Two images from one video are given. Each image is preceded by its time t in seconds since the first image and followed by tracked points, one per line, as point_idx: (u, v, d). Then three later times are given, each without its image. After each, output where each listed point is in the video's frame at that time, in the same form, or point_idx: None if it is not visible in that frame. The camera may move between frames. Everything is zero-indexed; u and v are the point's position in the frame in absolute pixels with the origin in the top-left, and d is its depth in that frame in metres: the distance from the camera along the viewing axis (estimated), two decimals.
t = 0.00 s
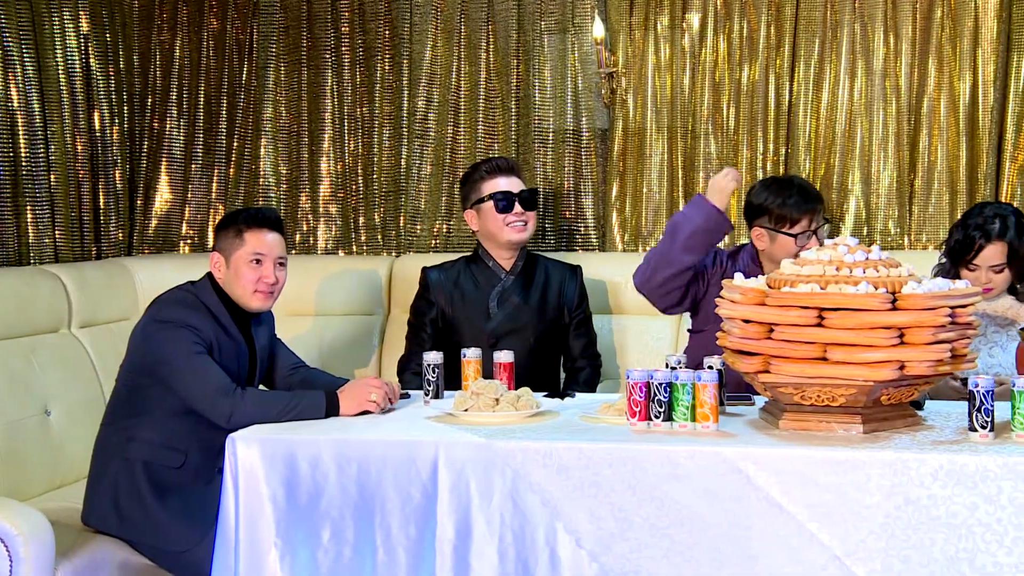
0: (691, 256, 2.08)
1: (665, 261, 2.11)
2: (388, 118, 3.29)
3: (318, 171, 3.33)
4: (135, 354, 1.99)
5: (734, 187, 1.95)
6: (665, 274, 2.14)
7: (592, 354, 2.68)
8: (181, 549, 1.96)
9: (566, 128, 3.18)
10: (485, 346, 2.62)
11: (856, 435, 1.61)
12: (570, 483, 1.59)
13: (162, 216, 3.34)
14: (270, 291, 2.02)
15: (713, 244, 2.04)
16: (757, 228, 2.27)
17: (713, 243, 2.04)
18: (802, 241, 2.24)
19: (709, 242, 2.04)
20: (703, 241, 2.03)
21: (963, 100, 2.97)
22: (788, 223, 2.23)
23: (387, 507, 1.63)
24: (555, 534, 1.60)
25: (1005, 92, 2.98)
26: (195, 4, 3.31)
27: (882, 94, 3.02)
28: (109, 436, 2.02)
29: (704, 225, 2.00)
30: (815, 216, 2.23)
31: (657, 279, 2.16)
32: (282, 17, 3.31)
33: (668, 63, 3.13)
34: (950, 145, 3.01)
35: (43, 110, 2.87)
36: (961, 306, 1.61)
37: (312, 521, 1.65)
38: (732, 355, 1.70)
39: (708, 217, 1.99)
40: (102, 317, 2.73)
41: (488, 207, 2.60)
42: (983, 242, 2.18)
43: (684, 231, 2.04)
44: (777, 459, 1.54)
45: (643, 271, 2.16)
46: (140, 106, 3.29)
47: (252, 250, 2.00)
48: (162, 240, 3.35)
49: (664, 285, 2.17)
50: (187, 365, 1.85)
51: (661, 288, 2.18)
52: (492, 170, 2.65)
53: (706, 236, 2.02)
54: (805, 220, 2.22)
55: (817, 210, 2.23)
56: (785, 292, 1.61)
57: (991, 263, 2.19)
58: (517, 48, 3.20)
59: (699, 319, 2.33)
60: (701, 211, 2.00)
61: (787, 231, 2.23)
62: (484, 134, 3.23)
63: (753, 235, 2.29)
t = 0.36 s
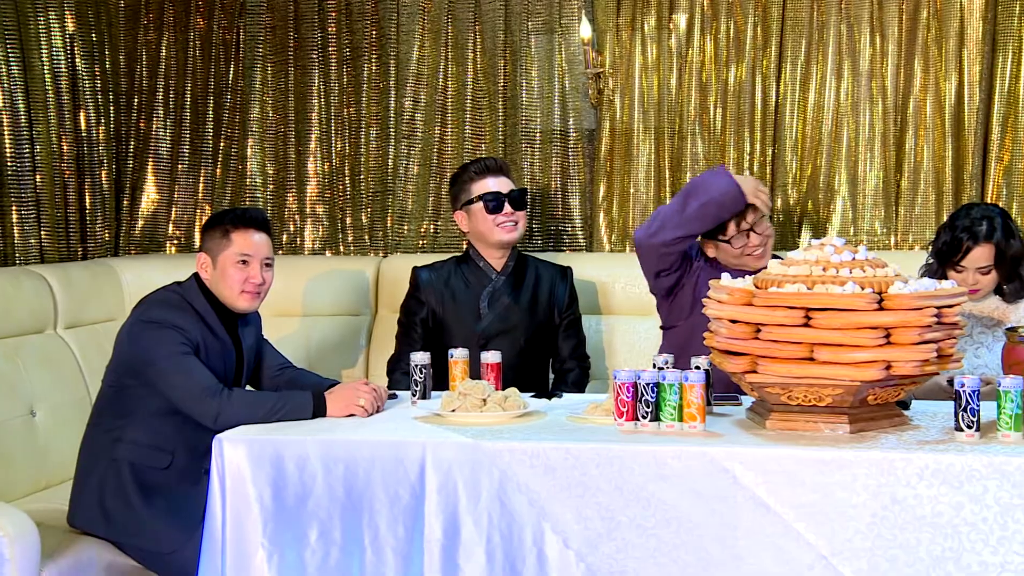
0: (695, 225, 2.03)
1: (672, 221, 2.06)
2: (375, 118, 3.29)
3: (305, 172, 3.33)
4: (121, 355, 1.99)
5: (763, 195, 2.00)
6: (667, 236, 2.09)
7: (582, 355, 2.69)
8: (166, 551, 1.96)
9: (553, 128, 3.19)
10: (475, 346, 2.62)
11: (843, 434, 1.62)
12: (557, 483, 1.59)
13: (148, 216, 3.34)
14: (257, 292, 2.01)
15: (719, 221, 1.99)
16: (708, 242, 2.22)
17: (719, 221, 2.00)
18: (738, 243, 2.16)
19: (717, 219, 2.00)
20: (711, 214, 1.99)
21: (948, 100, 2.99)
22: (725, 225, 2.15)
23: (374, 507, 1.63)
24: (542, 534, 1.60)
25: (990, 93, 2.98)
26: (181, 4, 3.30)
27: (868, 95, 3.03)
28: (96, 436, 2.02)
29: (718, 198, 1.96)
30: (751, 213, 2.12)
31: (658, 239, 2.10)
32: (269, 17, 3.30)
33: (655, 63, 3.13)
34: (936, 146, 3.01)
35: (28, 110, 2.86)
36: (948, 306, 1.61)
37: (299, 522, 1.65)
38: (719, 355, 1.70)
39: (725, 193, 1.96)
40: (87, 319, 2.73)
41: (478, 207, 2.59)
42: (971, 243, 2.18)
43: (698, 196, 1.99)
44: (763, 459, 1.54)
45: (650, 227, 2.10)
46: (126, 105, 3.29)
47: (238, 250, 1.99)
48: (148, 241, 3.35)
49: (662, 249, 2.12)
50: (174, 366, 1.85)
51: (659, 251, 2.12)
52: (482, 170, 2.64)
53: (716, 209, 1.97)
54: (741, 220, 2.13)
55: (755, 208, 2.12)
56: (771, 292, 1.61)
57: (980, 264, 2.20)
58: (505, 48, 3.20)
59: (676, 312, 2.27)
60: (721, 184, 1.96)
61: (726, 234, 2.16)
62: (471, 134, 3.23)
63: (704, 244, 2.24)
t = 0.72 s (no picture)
0: (636, 249, 2.09)
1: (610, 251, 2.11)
2: (362, 119, 3.29)
3: (291, 172, 3.33)
4: (107, 356, 1.98)
5: (691, 191, 2.06)
6: (610, 265, 2.14)
7: (568, 356, 2.69)
8: (151, 552, 1.94)
9: (540, 129, 3.19)
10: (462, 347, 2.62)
11: (829, 434, 1.62)
12: (544, 483, 1.59)
13: (134, 217, 3.33)
14: (243, 293, 2.01)
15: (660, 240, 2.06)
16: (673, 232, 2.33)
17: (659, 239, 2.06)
18: (705, 233, 2.24)
19: (656, 237, 2.06)
20: (649, 235, 2.05)
21: (933, 101, 3.00)
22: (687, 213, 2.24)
23: (361, 508, 1.63)
24: (528, 535, 1.60)
25: (974, 94, 3.00)
26: (167, 4, 3.30)
27: (854, 96, 3.03)
28: (81, 437, 2.01)
29: (651, 219, 2.02)
30: (711, 201, 2.23)
31: (603, 270, 2.16)
32: (255, 17, 3.30)
33: (642, 64, 3.14)
34: (921, 147, 3.02)
35: (13, 110, 2.85)
36: (933, 307, 1.61)
37: (286, 523, 1.64)
38: (705, 356, 1.70)
39: (658, 212, 2.02)
40: (71, 319, 2.72)
41: (463, 210, 2.60)
42: (958, 243, 2.20)
43: (631, 222, 2.05)
44: (750, 459, 1.55)
45: (592, 261, 2.16)
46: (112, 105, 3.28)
47: (224, 251, 1.99)
48: (134, 241, 3.34)
49: (609, 278, 2.18)
50: (160, 367, 1.84)
51: (606, 280, 2.18)
52: (467, 172, 2.63)
53: (653, 230, 2.03)
54: (703, 207, 2.22)
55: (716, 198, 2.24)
56: (758, 293, 1.61)
57: (966, 265, 2.22)
58: (491, 49, 3.20)
59: (642, 317, 2.35)
60: (652, 205, 2.02)
61: (689, 222, 2.25)
62: (457, 135, 3.23)
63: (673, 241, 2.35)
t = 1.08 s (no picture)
0: (600, 265, 2.14)
1: (575, 273, 2.16)
2: (348, 119, 3.28)
3: (277, 172, 3.33)
4: (92, 357, 1.98)
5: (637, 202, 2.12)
6: (577, 287, 2.17)
7: (553, 355, 2.67)
8: (138, 553, 1.94)
9: (526, 130, 3.19)
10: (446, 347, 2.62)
11: (815, 435, 1.62)
12: (531, 484, 1.59)
13: (120, 217, 3.33)
14: (229, 294, 2.01)
15: (619, 253, 2.13)
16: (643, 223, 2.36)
17: (619, 254, 2.13)
18: (680, 217, 2.28)
19: (616, 251, 2.12)
20: (609, 250, 2.11)
21: (919, 103, 3.01)
22: (659, 202, 2.34)
23: (348, 509, 1.63)
24: (515, 535, 1.60)
25: (960, 96, 3.00)
26: (152, 4, 3.30)
27: (840, 97, 3.04)
28: (68, 439, 2.01)
29: (609, 236, 2.09)
30: (679, 192, 2.34)
31: (569, 294, 2.19)
32: (241, 17, 3.29)
33: (628, 65, 3.14)
34: (907, 148, 3.03)
35: None
36: (919, 306, 1.62)
37: (273, 524, 1.64)
38: (692, 356, 1.70)
39: (614, 229, 2.08)
40: (57, 321, 2.71)
41: (445, 210, 2.60)
42: (941, 244, 2.22)
43: (589, 242, 2.11)
44: (736, 460, 1.55)
45: (558, 285, 2.19)
46: (97, 105, 3.28)
47: (210, 252, 1.99)
48: (119, 242, 3.34)
49: (577, 298, 2.20)
50: (146, 368, 1.84)
51: (575, 302, 2.21)
52: (451, 172, 2.65)
53: (613, 245, 2.10)
54: (672, 197, 2.33)
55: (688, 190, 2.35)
56: (744, 293, 1.62)
57: (950, 265, 2.23)
58: (478, 50, 3.21)
59: (618, 328, 2.36)
60: (608, 223, 2.08)
61: (661, 209, 2.33)
62: (444, 136, 3.23)
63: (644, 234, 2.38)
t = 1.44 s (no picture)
0: (587, 264, 2.17)
1: (563, 275, 2.19)
2: (333, 119, 3.28)
3: (261, 172, 3.33)
4: (75, 358, 1.98)
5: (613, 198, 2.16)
6: (567, 289, 2.20)
7: (537, 352, 2.67)
8: (121, 555, 1.94)
9: (511, 129, 3.20)
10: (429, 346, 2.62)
11: (800, 434, 1.63)
12: (516, 484, 1.59)
13: (103, 218, 3.31)
14: (217, 295, 2.01)
15: (606, 252, 2.17)
16: (641, 224, 2.33)
17: (605, 253, 2.18)
18: (680, 223, 2.28)
19: (601, 250, 2.16)
20: (594, 249, 2.15)
21: (902, 101, 3.01)
22: (659, 206, 2.31)
23: (333, 509, 1.63)
24: (500, 536, 1.60)
25: (943, 97, 3.01)
26: (136, 4, 3.28)
27: (824, 97, 3.05)
28: (51, 440, 2.00)
29: (591, 237, 2.14)
30: (677, 197, 2.31)
31: (560, 296, 2.21)
32: (225, 17, 3.29)
33: (613, 66, 3.15)
34: (890, 148, 3.03)
35: None
36: (902, 307, 1.62)
37: (257, 525, 1.64)
38: (677, 356, 1.71)
39: (596, 230, 2.14)
40: (39, 321, 2.70)
41: (427, 210, 2.59)
42: (924, 244, 2.23)
43: (574, 243, 2.16)
44: (721, 460, 1.55)
45: (549, 290, 2.21)
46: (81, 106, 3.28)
47: (197, 253, 1.98)
48: (103, 242, 3.33)
49: (569, 300, 2.23)
50: (129, 369, 1.84)
51: (567, 304, 2.23)
52: (435, 172, 2.63)
53: (597, 246, 2.15)
54: (672, 202, 2.30)
55: (683, 193, 2.32)
56: (728, 293, 1.62)
57: (933, 264, 2.24)
58: (463, 50, 3.22)
59: (607, 328, 2.37)
60: (589, 226, 2.13)
61: (661, 214, 2.31)
62: (429, 137, 3.24)
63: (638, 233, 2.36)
